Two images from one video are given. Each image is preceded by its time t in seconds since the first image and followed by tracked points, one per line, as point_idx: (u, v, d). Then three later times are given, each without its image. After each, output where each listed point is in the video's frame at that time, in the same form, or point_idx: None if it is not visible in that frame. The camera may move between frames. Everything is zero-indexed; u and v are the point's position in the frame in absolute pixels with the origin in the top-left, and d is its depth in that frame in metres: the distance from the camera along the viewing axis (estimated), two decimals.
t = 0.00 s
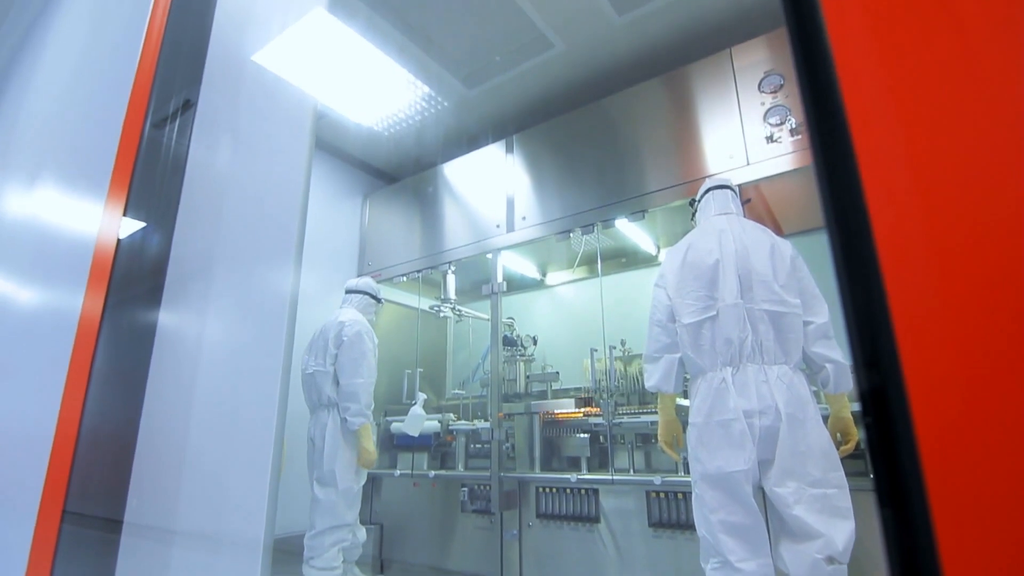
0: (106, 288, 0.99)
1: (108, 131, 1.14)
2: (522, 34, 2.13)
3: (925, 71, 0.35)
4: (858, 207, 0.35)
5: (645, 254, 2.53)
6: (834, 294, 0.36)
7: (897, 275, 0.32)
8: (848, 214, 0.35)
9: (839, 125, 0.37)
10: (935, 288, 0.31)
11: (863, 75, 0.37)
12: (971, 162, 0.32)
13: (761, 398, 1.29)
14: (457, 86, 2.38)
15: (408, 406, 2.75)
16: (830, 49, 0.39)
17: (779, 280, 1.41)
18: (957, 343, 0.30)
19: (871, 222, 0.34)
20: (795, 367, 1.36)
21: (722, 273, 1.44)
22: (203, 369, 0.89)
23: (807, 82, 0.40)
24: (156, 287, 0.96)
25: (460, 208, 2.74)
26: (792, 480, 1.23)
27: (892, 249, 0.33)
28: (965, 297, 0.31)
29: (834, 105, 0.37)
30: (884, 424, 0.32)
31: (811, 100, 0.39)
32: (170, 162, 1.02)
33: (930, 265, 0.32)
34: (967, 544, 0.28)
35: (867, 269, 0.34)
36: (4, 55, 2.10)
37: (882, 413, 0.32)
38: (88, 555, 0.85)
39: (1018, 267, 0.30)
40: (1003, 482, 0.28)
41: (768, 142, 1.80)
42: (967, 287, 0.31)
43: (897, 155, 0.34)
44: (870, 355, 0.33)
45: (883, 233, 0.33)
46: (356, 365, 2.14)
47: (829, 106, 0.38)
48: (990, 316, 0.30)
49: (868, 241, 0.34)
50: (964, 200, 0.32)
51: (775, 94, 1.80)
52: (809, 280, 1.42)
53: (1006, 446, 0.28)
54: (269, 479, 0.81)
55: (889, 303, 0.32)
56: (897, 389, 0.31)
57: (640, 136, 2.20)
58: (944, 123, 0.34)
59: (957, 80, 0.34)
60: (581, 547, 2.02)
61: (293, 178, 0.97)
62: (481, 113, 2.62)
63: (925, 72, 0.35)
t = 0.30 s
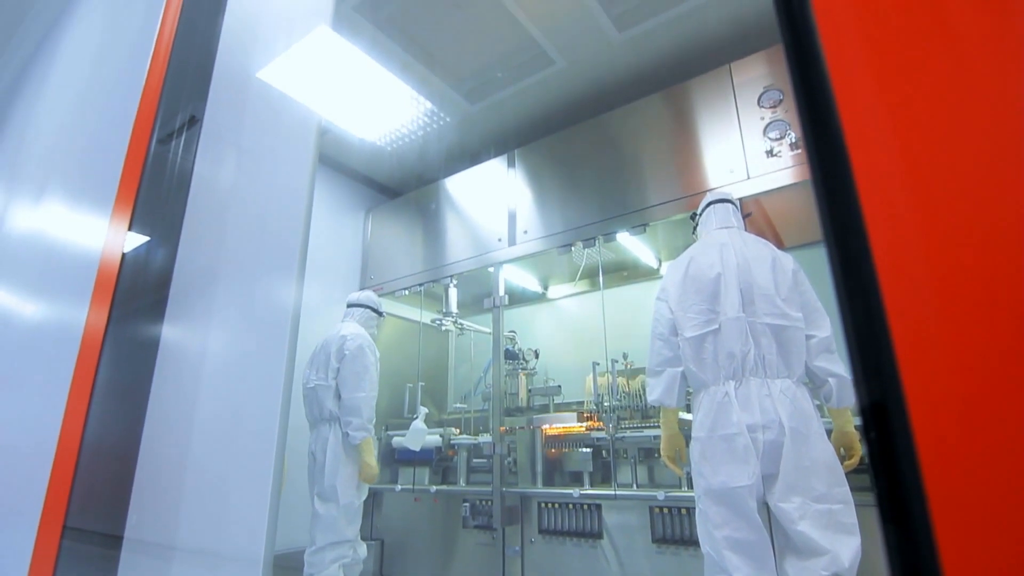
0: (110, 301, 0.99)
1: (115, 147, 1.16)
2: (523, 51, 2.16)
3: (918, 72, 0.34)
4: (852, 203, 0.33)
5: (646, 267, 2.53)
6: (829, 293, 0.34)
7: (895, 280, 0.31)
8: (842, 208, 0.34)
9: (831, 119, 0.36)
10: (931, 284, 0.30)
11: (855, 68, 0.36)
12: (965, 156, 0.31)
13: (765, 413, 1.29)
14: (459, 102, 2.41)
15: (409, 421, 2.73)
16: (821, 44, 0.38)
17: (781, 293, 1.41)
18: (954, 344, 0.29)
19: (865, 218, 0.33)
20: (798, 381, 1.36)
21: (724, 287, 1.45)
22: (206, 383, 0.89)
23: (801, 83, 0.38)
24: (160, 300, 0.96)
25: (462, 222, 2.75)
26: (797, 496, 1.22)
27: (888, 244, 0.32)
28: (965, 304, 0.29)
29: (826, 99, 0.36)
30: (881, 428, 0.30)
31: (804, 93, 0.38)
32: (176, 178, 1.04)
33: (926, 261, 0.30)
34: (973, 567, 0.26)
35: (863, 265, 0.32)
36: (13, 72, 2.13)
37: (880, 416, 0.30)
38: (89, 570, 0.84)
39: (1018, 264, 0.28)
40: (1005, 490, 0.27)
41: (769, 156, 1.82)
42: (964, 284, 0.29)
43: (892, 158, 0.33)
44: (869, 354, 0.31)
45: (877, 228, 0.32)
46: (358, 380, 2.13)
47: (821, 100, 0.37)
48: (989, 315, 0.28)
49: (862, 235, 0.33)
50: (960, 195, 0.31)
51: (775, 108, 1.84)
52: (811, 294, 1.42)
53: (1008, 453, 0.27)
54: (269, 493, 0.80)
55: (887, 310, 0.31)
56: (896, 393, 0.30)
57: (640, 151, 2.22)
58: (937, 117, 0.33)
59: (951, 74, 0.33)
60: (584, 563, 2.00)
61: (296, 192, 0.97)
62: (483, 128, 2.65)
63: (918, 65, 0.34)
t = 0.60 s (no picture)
0: (113, 313, 0.95)
1: (119, 158, 1.17)
2: (524, 64, 2.19)
3: (910, 63, 0.32)
4: (845, 204, 0.32)
5: (646, 278, 2.53)
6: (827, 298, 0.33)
7: (891, 286, 0.29)
8: (836, 210, 0.33)
9: (822, 116, 0.34)
10: (929, 288, 0.28)
11: (845, 60, 0.34)
12: (963, 149, 0.29)
13: (767, 425, 1.28)
14: (460, 115, 2.44)
15: (410, 433, 2.72)
16: (809, 34, 0.36)
17: (782, 305, 1.41)
18: (955, 351, 0.27)
19: (858, 219, 0.31)
20: (800, 394, 1.35)
21: (726, 298, 1.45)
22: (209, 396, 0.88)
23: (792, 82, 0.37)
24: (162, 313, 0.93)
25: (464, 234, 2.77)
26: (800, 508, 1.21)
27: (882, 247, 0.30)
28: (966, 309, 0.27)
29: (816, 95, 0.35)
30: (881, 441, 0.29)
31: (795, 89, 0.37)
32: (180, 190, 1.00)
33: (923, 264, 0.29)
34: None
35: (858, 269, 0.31)
36: (20, 85, 2.16)
37: (879, 428, 0.29)
38: None
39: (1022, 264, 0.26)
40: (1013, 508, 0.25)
41: (768, 168, 1.83)
42: (964, 287, 0.28)
43: (886, 155, 0.31)
44: (867, 361, 0.30)
45: (872, 229, 0.30)
46: (359, 392, 2.13)
47: (813, 96, 0.35)
48: (992, 319, 0.27)
49: (857, 237, 0.31)
50: (959, 192, 0.29)
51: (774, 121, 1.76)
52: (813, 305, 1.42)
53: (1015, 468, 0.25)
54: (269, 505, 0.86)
55: (884, 317, 0.29)
56: (897, 406, 0.28)
57: (640, 163, 2.23)
58: (933, 110, 0.31)
59: (947, 62, 0.31)
60: None
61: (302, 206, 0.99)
62: (484, 141, 2.67)
63: (911, 54, 0.32)
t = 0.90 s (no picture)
0: (115, 324, 0.95)
1: (124, 170, 1.17)
2: (524, 77, 2.21)
3: (905, 77, 0.33)
4: (842, 212, 0.32)
5: (647, 288, 2.54)
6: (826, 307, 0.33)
7: (890, 296, 0.29)
8: (833, 218, 0.33)
9: (820, 125, 0.35)
10: (927, 296, 0.28)
11: (842, 71, 0.35)
12: (960, 160, 0.30)
13: (770, 436, 1.28)
14: (462, 126, 2.46)
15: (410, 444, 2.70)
16: (805, 46, 0.37)
17: (783, 315, 1.41)
18: (953, 360, 0.27)
19: (855, 226, 0.31)
20: (802, 404, 1.35)
21: (727, 309, 1.45)
22: (211, 408, 0.88)
23: (790, 95, 0.37)
24: (166, 323, 0.93)
25: (465, 244, 2.78)
26: (804, 521, 1.20)
27: (880, 253, 0.30)
28: (963, 320, 0.27)
29: (813, 106, 0.35)
30: (881, 450, 0.28)
31: (793, 101, 0.37)
32: (184, 202, 1.00)
33: (921, 272, 0.29)
34: None
35: (856, 276, 0.31)
36: (26, 96, 2.17)
37: (879, 437, 0.28)
38: None
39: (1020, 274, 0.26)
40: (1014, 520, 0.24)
41: (768, 179, 1.84)
42: (963, 296, 0.28)
43: (883, 167, 0.31)
44: (867, 372, 0.30)
45: (869, 237, 0.31)
46: (359, 403, 2.13)
47: (810, 106, 0.36)
48: (991, 329, 0.27)
49: (854, 245, 0.31)
50: (955, 202, 0.29)
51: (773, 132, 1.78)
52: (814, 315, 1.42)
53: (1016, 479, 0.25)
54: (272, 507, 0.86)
55: (883, 327, 0.29)
56: (896, 417, 0.28)
57: (640, 174, 2.24)
58: (928, 123, 0.31)
59: (943, 75, 0.32)
60: None
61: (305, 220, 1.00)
62: (485, 152, 2.69)
63: (907, 67, 0.33)
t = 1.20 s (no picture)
0: (117, 334, 0.95)
1: (127, 181, 1.18)
2: (525, 88, 2.23)
3: (901, 87, 0.33)
4: (839, 222, 0.32)
5: (647, 298, 2.53)
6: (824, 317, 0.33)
7: (890, 307, 0.29)
8: (830, 229, 0.33)
9: (817, 137, 0.35)
10: (925, 308, 0.28)
11: (839, 82, 0.35)
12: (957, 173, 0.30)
13: (771, 447, 1.27)
14: (463, 137, 2.48)
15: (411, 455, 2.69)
16: (801, 57, 0.37)
17: (785, 325, 1.41)
18: (953, 372, 0.27)
19: (852, 236, 0.31)
20: (805, 414, 1.35)
21: (728, 319, 1.45)
22: (213, 418, 0.88)
23: (787, 104, 0.37)
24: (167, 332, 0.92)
25: (466, 254, 2.78)
26: (807, 532, 1.20)
27: (878, 265, 0.30)
28: (962, 331, 0.27)
29: (810, 117, 0.35)
30: (881, 461, 0.28)
31: (789, 110, 0.37)
32: (186, 213, 1.00)
33: (919, 282, 0.29)
34: None
35: (854, 287, 0.31)
36: (32, 107, 2.19)
37: (879, 447, 0.28)
38: None
39: (1018, 288, 0.26)
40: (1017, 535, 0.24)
41: (769, 190, 1.86)
42: (960, 309, 0.28)
43: (879, 177, 0.31)
44: (867, 383, 0.29)
45: (867, 248, 0.30)
46: (359, 413, 2.12)
47: (806, 116, 0.36)
48: (990, 342, 0.27)
49: (851, 256, 0.31)
50: (952, 212, 0.29)
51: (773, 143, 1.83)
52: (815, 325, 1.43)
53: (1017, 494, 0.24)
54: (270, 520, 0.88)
55: (882, 338, 0.29)
56: (896, 427, 0.28)
57: (640, 185, 2.26)
58: (924, 133, 0.31)
59: (937, 85, 0.32)
60: None
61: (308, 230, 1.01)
62: (486, 163, 2.71)
63: (903, 80, 0.33)
